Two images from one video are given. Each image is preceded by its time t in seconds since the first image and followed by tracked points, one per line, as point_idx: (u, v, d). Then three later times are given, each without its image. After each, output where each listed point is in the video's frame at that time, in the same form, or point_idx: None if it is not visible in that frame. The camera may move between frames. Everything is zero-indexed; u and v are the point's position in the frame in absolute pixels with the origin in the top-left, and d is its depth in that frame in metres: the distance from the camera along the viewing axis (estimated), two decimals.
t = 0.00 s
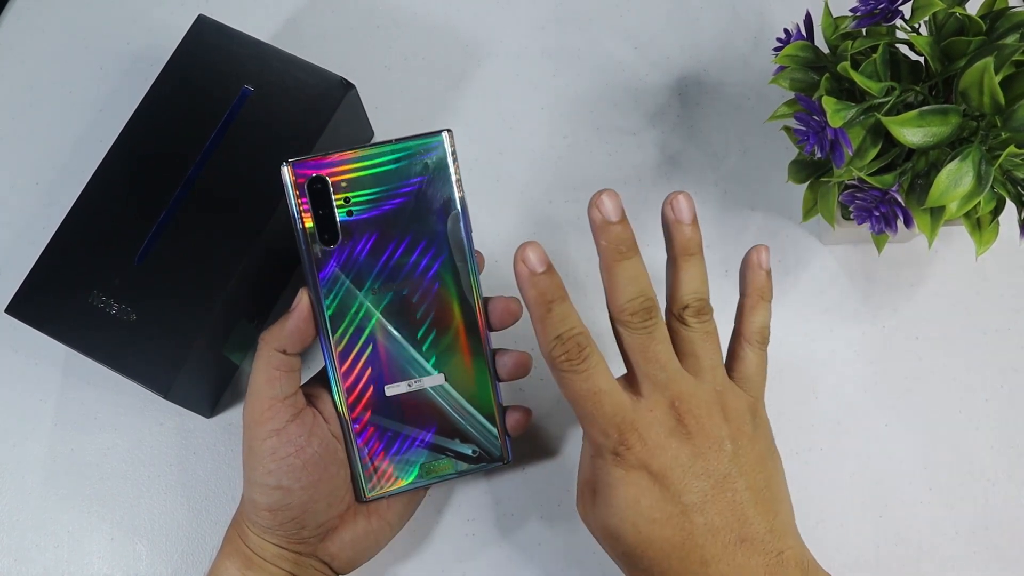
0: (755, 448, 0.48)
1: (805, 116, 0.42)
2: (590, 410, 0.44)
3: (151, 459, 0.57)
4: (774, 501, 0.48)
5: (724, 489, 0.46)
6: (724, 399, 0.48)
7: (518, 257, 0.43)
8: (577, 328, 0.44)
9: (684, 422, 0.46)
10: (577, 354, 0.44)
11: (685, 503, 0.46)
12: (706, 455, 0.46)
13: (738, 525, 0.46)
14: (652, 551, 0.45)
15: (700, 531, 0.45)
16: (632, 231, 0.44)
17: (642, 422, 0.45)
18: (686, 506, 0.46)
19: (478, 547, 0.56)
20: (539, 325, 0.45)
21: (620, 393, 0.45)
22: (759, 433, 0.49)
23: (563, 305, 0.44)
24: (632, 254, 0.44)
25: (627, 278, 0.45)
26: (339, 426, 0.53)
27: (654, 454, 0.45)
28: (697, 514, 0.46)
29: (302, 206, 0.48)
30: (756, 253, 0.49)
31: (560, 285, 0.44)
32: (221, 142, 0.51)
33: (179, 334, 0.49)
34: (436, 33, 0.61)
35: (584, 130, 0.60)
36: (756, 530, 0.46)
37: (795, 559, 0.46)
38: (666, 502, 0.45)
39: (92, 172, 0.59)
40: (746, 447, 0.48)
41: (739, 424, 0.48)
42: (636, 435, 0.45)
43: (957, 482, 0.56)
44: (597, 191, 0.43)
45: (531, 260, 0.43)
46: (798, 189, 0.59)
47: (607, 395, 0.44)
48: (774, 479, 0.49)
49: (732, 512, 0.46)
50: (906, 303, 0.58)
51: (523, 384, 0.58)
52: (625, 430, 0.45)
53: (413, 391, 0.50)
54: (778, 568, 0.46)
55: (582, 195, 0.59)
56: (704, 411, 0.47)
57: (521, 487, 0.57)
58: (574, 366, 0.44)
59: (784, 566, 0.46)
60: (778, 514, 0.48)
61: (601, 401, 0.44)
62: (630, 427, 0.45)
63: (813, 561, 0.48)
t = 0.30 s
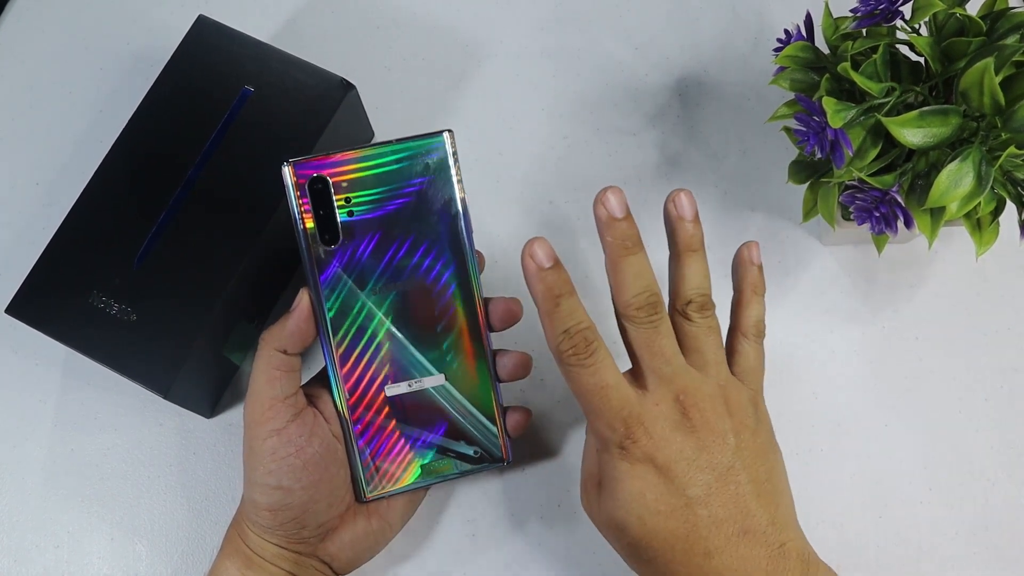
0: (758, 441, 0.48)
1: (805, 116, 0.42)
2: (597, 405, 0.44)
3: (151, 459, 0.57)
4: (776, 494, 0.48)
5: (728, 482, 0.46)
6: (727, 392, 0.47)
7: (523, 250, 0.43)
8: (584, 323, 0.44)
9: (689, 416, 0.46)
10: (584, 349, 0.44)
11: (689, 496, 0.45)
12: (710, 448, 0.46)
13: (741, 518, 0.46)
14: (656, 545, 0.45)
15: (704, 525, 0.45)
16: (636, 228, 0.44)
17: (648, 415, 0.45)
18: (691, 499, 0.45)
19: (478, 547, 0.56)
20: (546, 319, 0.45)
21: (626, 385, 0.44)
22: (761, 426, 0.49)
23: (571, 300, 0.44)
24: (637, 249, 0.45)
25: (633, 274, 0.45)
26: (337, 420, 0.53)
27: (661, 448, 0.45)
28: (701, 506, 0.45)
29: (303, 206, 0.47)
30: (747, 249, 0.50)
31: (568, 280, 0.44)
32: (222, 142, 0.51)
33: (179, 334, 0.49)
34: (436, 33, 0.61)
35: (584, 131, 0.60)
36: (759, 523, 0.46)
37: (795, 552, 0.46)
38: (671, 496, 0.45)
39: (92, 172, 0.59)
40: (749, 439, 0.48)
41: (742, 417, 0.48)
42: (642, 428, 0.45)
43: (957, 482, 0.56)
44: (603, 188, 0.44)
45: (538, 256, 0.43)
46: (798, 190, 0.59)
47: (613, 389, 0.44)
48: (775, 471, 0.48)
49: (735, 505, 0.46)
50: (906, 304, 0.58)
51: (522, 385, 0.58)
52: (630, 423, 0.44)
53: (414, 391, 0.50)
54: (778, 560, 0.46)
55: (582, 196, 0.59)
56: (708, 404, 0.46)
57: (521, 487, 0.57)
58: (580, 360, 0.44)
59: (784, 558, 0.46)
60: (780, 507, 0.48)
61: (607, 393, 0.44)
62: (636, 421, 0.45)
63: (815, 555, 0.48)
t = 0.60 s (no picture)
0: (753, 437, 0.49)
1: (805, 116, 0.42)
2: (600, 403, 0.44)
3: (151, 459, 0.57)
4: (770, 487, 0.48)
5: (727, 478, 0.47)
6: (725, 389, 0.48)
7: (524, 249, 0.42)
8: (586, 320, 0.44)
9: (690, 414, 0.46)
10: (587, 346, 0.43)
11: (690, 494, 0.46)
12: (710, 445, 0.46)
13: (738, 513, 0.46)
14: (656, 542, 0.45)
15: (703, 521, 0.46)
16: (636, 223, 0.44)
17: (650, 414, 0.45)
18: (692, 496, 0.46)
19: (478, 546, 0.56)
20: (546, 317, 0.44)
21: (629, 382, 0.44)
22: (756, 421, 0.50)
23: (572, 296, 0.44)
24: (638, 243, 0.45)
25: (635, 269, 0.45)
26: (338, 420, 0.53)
27: (663, 447, 0.45)
28: (701, 503, 0.46)
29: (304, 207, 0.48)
30: (720, 245, 0.50)
31: (569, 276, 0.44)
32: (222, 142, 0.51)
33: (180, 334, 0.49)
34: (436, 33, 0.61)
35: (584, 131, 0.60)
36: (756, 518, 0.47)
37: (789, 545, 0.47)
38: (673, 493, 0.45)
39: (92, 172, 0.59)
40: (745, 435, 0.48)
41: (739, 413, 0.48)
42: (645, 427, 0.45)
43: (957, 482, 0.56)
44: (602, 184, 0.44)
45: (540, 254, 0.42)
46: (798, 190, 0.59)
47: (616, 388, 0.44)
48: (769, 466, 0.49)
49: (733, 501, 0.46)
50: (906, 304, 0.58)
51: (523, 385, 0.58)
52: (633, 422, 0.44)
53: (414, 392, 0.50)
54: (773, 553, 0.46)
55: (583, 196, 0.59)
56: (708, 400, 0.47)
57: (521, 487, 0.57)
58: (583, 357, 0.43)
59: (779, 551, 0.47)
60: (776, 501, 0.48)
61: (610, 391, 0.44)
62: (638, 420, 0.44)
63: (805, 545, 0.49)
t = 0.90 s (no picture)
0: (725, 394, 0.45)
1: (805, 116, 0.42)
2: (561, 391, 0.38)
3: (151, 459, 0.57)
4: (745, 451, 0.45)
5: (700, 450, 0.43)
6: (687, 345, 0.44)
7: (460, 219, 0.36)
8: (537, 301, 0.37)
9: (654, 383, 0.42)
10: (540, 333, 0.37)
11: (664, 474, 0.42)
12: (679, 413, 0.42)
13: (712, 485, 0.43)
14: (629, 527, 0.42)
15: (677, 500, 0.42)
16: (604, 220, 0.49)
17: (616, 396, 0.40)
18: (666, 475, 0.42)
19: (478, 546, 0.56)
20: (492, 302, 0.37)
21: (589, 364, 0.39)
22: (726, 381, 0.45)
23: (519, 275, 0.37)
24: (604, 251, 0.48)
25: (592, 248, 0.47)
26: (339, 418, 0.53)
27: (633, 430, 0.40)
28: (675, 480, 0.42)
29: (308, 211, 0.47)
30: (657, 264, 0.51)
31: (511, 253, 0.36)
32: (222, 142, 0.51)
33: (180, 333, 0.49)
34: (436, 33, 0.61)
35: (584, 131, 0.60)
36: (729, 486, 0.44)
37: (759, 509, 0.46)
38: (645, 477, 0.41)
39: (92, 172, 0.59)
40: (714, 393, 0.44)
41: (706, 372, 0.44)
42: (612, 413, 0.40)
43: (957, 482, 0.56)
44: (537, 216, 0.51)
45: (478, 229, 0.36)
46: (798, 190, 0.59)
47: (578, 373, 0.38)
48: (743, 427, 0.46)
49: (707, 473, 0.43)
50: (906, 304, 0.58)
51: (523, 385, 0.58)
52: (599, 409, 0.39)
53: (416, 396, 0.51)
54: (743, 519, 0.45)
55: (583, 196, 0.60)
56: (669, 362, 0.43)
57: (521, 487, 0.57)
58: (537, 346, 0.37)
59: (749, 516, 0.45)
60: (750, 468, 0.46)
61: (572, 377, 0.38)
62: (604, 406, 0.39)
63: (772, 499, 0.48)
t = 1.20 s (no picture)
0: (689, 376, 0.44)
1: (805, 116, 0.43)
2: (520, 375, 0.36)
3: (150, 459, 0.57)
4: (711, 433, 0.45)
5: (665, 432, 0.42)
6: (645, 326, 0.44)
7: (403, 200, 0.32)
8: (492, 280, 0.34)
9: (615, 364, 0.41)
10: (494, 313, 0.34)
11: (629, 457, 0.41)
12: (643, 395, 0.41)
13: (678, 467, 0.43)
14: (594, 510, 0.41)
15: (643, 483, 0.42)
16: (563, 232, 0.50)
17: (578, 379, 0.39)
18: (632, 458, 0.41)
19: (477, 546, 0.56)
20: (445, 284, 0.34)
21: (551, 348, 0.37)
22: (691, 362, 0.45)
23: (472, 255, 0.33)
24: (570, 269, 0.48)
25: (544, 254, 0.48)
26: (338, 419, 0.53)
27: (597, 413, 0.39)
28: (641, 462, 0.41)
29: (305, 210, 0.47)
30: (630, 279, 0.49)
31: (465, 230, 0.33)
32: (221, 142, 0.51)
33: (180, 333, 0.50)
34: (435, 33, 0.61)
35: (583, 131, 0.60)
36: (694, 467, 0.44)
37: (725, 490, 0.46)
38: (609, 460, 0.41)
39: (92, 172, 0.59)
40: (679, 374, 0.44)
41: (667, 354, 0.44)
42: (575, 397, 0.38)
43: (957, 482, 0.56)
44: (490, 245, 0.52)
45: (427, 208, 0.32)
46: (798, 190, 0.59)
47: (538, 358, 0.36)
48: (709, 408, 0.45)
49: (673, 455, 0.43)
50: (906, 304, 0.58)
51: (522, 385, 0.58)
52: (561, 393, 0.38)
53: (415, 395, 0.51)
54: (709, 501, 0.45)
55: (582, 196, 0.60)
56: (629, 343, 0.42)
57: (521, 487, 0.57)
58: (492, 328, 0.34)
59: (714, 498, 0.45)
60: (716, 450, 0.45)
61: (532, 363, 0.36)
62: (566, 389, 0.38)
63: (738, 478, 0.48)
